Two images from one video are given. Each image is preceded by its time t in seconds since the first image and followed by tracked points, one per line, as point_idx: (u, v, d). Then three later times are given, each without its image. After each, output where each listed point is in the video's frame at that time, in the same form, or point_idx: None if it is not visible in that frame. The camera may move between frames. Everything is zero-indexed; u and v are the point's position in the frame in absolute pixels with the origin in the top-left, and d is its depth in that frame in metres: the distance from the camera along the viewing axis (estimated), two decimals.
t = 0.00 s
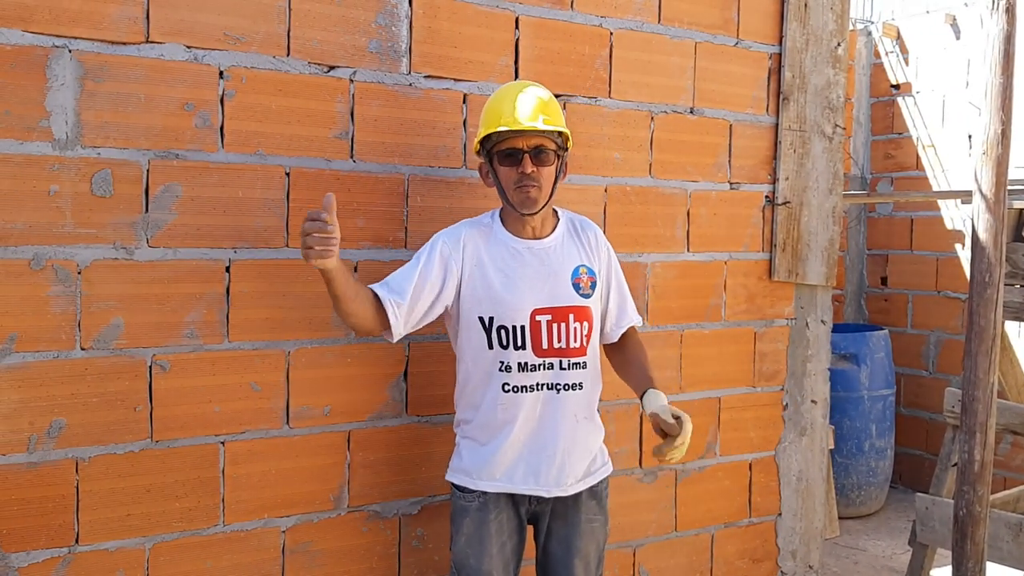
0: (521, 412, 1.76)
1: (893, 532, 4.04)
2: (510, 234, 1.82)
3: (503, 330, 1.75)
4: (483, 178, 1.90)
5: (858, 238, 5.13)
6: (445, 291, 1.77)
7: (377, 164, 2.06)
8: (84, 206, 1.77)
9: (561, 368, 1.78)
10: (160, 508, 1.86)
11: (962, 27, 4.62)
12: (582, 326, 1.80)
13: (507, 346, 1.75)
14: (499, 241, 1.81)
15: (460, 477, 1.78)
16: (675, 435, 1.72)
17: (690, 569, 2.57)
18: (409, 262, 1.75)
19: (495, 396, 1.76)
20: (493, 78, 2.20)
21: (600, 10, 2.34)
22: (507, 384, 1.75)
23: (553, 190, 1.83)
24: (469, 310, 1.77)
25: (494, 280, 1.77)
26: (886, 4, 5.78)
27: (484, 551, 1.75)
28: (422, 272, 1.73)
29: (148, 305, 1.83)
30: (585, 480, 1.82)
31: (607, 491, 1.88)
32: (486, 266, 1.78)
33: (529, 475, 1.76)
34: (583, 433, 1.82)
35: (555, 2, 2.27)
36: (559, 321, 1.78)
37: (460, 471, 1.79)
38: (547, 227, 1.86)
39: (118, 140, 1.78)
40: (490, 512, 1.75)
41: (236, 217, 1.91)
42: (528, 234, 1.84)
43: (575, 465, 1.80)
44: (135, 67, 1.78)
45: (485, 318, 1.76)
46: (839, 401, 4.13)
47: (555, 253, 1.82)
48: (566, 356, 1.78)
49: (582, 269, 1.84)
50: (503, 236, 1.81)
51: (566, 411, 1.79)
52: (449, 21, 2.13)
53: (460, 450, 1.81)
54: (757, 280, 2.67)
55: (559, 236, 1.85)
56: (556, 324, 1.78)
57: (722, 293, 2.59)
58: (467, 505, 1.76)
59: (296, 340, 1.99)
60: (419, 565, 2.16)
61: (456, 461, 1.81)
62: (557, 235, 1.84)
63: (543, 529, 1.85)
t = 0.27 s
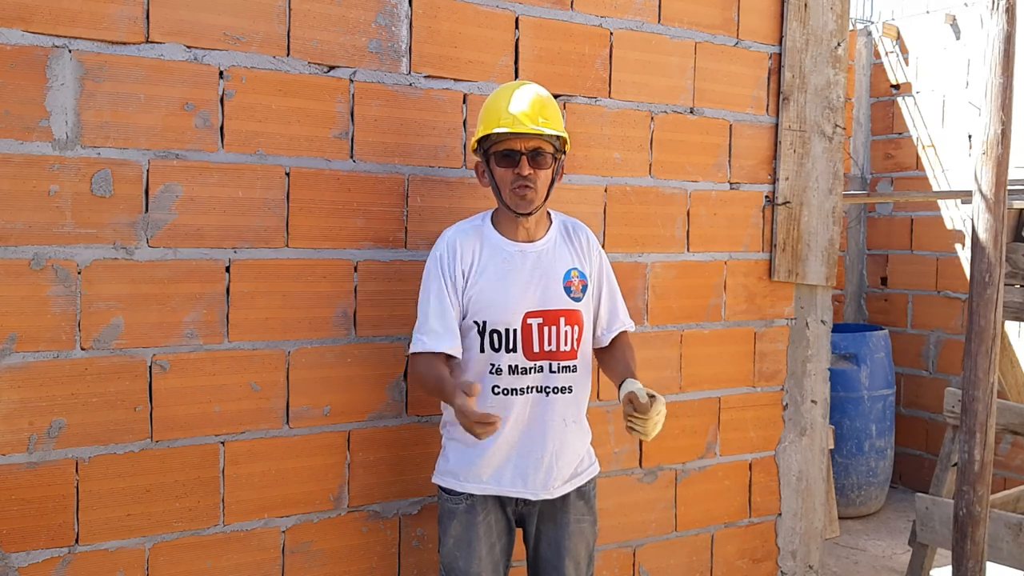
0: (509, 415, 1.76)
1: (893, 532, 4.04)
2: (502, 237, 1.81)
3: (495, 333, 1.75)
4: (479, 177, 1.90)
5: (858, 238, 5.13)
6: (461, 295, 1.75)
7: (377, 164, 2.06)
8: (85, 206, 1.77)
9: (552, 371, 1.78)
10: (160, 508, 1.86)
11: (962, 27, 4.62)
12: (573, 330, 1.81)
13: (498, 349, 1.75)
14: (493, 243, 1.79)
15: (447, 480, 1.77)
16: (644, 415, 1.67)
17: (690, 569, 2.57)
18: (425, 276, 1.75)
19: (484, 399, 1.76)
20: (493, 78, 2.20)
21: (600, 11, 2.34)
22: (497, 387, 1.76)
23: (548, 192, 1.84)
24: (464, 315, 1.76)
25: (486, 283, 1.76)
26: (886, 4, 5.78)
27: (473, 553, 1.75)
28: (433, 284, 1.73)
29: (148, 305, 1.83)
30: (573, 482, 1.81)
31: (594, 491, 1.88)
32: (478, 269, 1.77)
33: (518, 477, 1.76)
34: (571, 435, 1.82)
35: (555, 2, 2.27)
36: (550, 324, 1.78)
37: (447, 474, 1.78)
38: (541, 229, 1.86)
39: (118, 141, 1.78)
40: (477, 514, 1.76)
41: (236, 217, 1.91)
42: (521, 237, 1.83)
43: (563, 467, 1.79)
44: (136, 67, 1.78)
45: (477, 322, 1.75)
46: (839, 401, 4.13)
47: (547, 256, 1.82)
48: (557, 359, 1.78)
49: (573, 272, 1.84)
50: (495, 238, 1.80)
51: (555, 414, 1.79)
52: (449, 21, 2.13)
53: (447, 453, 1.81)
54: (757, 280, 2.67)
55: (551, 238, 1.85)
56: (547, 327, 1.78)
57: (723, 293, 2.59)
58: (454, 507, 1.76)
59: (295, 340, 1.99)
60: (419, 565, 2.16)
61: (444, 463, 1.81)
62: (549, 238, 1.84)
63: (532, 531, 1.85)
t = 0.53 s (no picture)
0: (509, 415, 1.77)
1: (893, 532, 4.04)
2: (501, 236, 1.81)
3: (497, 333, 1.75)
4: (476, 177, 1.90)
5: (858, 238, 5.13)
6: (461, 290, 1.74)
7: (377, 164, 2.06)
8: (85, 206, 1.77)
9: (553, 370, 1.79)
10: (160, 508, 1.86)
11: (962, 27, 4.62)
12: (572, 328, 1.82)
13: (500, 349, 1.76)
14: (493, 242, 1.79)
15: (448, 482, 1.76)
16: (622, 408, 1.69)
17: (690, 569, 2.57)
18: (424, 273, 1.74)
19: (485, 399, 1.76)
20: (493, 78, 2.20)
21: (600, 11, 2.34)
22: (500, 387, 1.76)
23: (546, 191, 1.83)
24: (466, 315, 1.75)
25: (489, 283, 1.75)
26: (886, 4, 5.78)
27: (475, 554, 1.74)
28: (433, 281, 1.71)
29: (148, 305, 1.83)
30: (574, 480, 1.82)
31: (594, 489, 1.88)
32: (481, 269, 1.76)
33: (520, 477, 1.76)
34: (571, 433, 1.83)
35: (555, 2, 2.27)
36: (551, 323, 1.79)
37: (448, 476, 1.77)
38: (539, 228, 1.86)
39: (118, 141, 1.78)
40: (479, 515, 1.75)
41: (236, 217, 1.91)
42: (519, 236, 1.83)
43: (564, 466, 1.80)
44: (136, 67, 1.78)
45: (480, 322, 1.75)
46: (839, 401, 4.13)
47: (546, 255, 1.82)
48: (558, 358, 1.79)
49: (571, 271, 1.85)
50: (496, 238, 1.79)
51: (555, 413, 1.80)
52: (449, 21, 2.13)
53: (448, 455, 1.80)
54: (757, 280, 2.67)
55: (549, 238, 1.86)
56: (548, 327, 1.79)
57: (723, 293, 2.59)
58: (456, 509, 1.75)
59: (296, 340, 1.99)
60: (419, 565, 2.16)
61: (444, 465, 1.79)
62: (548, 238, 1.84)
63: (533, 531, 1.84)
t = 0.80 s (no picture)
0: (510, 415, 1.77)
1: (892, 532, 4.04)
2: (504, 237, 1.81)
3: (497, 334, 1.76)
4: (481, 179, 1.90)
5: (858, 238, 5.13)
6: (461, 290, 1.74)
7: (377, 164, 2.07)
8: (85, 206, 1.77)
9: (553, 373, 1.79)
10: (160, 508, 1.87)
11: (962, 27, 4.62)
12: (573, 332, 1.82)
13: (500, 350, 1.76)
14: (496, 243, 1.79)
15: (449, 480, 1.77)
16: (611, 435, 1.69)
17: (690, 569, 2.57)
18: (425, 272, 1.74)
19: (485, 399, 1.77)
20: (493, 78, 2.20)
21: (600, 11, 2.34)
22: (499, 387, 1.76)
23: (550, 195, 1.83)
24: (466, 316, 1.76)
25: (490, 285, 1.76)
26: (886, 4, 5.78)
27: (475, 552, 1.75)
28: (433, 279, 1.72)
29: (148, 305, 1.83)
30: (574, 481, 1.82)
31: (596, 491, 1.88)
32: (483, 270, 1.76)
33: (519, 478, 1.77)
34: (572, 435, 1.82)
35: (555, 2, 2.27)
36: (551, 326, 1.79)
37: (449, 474, 1.78)
38: (543, 230, 1.85)
39: (118, 141, 1.79)
40: (479, 513, 1.75)
41: (237, 218, 1.91)
42: (522, 239, 1.82)
43: (564, 467, 1.80)
44: (136, 67, 1.79)
45: (480, 323, 1.76)
46: (839, 401, 4.13)
47: (549, 258, 1.82)
48: (558, 361, 1.80)
49: (574, 275, 1.85)
50: (499, 239, 1.79)
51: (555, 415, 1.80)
52: (449, 21, 2.13)
53: (449, 453, 1.81)
54: (757, 280, 2.67)
55: (554, 241, 1.85)
56: (549, 329, 1.79)
57: (722, 293, 2.59)
58: (456, 506, 1.76)
59: (296, 340, 1.99)
60: (419, 565, 2.16)
61: (445, 463, 1.81)
62: (552, 240, 1.84)
63: (533, 530, 1.84)
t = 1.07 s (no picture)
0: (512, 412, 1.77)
1: (893, 532, 4.04)
2: (510, 235, 1.82)
3: (499, 330, 1.76)
4: (490, 175, 1.91)
5: (858, 238, 5.13)
6: (464, 285, 1.75)
7: (377, 164, 2.07)
8: (85, 206, 1.77)
9: (554, 371, 1.78)
10: (160, 508, 1.86)
11: (962, 27, 4.62)
12: (577, 331, 1.80)
13: (501, 347, 1.76)
14: (501, 241, 1.80)
15: (452, 477, 1.78)
16: (603, 421, 1.66)
17: (690, 569, 2.57)
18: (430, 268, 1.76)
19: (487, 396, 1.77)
20: (493, 78, 2.20)
21: (600, 11, 2.34)
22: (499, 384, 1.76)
23: (557, 191, 1.83)
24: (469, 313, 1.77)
25: (493, 282, 1.76)
26: (886, 4, 5.78)
27: (477, 550, 1.75)
28: (436, 274, 1.73)
29: (147, 305, 1.83)
30: (578, 482, 1.81)
31: (601, 492, 1.88)
32: (486, 267, 1.77)
33: (521, 476, 1.77)
34: (576, 434, 1.82)
35: (555, 2, 2.27)
36: (553, 324, 1.78)
37: (452, 471, 1.79)
38: (549, 229, 1.86)
39: (118, 141, 1.78)
40: (481, 511, 1.76)
41: (236, 218, 1.91)
42: (527, 233, 1.83)
43: (568, 467, 1.79)
44: (136, 67, 1.79)
45: (482, 319, 1.76)
46: (839, 401, 4.13)
47: (553, 257, 1.82)
48: (560, 360, 1.78)
49: (580, 274, 1.84)
50: (504, 237, 1.80)
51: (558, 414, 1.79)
52: (449, 21, 2.13)
53: (453, 450, 1.82)
54: (757, 280, 2.67)
55: (559, 240, 1.85)
56: (550, 327, 1.78)
57: (723, 293, 2.59)
58: (459, 503, 1.76)
59: (296, 340, 1.99)
60: (419, 565, 2.16)
61: (449, 460, 1.81)
62: (558, 239, 1.84)
63: (537, 530, 1.85)
